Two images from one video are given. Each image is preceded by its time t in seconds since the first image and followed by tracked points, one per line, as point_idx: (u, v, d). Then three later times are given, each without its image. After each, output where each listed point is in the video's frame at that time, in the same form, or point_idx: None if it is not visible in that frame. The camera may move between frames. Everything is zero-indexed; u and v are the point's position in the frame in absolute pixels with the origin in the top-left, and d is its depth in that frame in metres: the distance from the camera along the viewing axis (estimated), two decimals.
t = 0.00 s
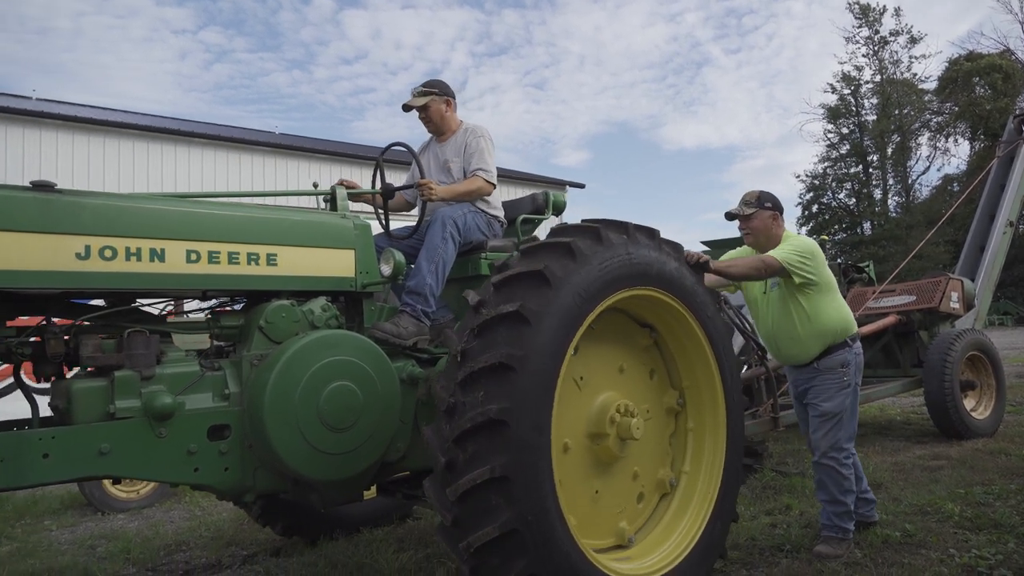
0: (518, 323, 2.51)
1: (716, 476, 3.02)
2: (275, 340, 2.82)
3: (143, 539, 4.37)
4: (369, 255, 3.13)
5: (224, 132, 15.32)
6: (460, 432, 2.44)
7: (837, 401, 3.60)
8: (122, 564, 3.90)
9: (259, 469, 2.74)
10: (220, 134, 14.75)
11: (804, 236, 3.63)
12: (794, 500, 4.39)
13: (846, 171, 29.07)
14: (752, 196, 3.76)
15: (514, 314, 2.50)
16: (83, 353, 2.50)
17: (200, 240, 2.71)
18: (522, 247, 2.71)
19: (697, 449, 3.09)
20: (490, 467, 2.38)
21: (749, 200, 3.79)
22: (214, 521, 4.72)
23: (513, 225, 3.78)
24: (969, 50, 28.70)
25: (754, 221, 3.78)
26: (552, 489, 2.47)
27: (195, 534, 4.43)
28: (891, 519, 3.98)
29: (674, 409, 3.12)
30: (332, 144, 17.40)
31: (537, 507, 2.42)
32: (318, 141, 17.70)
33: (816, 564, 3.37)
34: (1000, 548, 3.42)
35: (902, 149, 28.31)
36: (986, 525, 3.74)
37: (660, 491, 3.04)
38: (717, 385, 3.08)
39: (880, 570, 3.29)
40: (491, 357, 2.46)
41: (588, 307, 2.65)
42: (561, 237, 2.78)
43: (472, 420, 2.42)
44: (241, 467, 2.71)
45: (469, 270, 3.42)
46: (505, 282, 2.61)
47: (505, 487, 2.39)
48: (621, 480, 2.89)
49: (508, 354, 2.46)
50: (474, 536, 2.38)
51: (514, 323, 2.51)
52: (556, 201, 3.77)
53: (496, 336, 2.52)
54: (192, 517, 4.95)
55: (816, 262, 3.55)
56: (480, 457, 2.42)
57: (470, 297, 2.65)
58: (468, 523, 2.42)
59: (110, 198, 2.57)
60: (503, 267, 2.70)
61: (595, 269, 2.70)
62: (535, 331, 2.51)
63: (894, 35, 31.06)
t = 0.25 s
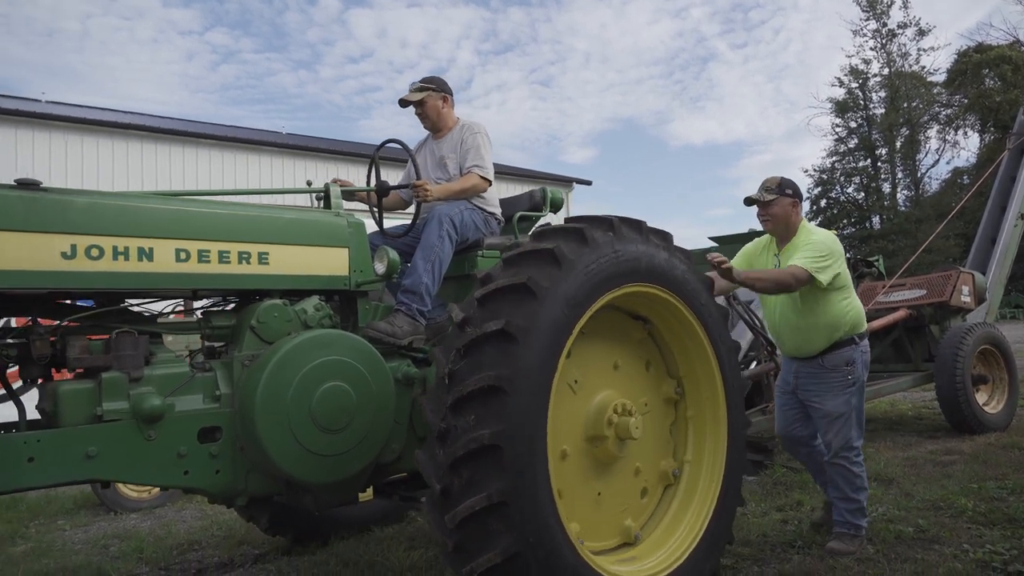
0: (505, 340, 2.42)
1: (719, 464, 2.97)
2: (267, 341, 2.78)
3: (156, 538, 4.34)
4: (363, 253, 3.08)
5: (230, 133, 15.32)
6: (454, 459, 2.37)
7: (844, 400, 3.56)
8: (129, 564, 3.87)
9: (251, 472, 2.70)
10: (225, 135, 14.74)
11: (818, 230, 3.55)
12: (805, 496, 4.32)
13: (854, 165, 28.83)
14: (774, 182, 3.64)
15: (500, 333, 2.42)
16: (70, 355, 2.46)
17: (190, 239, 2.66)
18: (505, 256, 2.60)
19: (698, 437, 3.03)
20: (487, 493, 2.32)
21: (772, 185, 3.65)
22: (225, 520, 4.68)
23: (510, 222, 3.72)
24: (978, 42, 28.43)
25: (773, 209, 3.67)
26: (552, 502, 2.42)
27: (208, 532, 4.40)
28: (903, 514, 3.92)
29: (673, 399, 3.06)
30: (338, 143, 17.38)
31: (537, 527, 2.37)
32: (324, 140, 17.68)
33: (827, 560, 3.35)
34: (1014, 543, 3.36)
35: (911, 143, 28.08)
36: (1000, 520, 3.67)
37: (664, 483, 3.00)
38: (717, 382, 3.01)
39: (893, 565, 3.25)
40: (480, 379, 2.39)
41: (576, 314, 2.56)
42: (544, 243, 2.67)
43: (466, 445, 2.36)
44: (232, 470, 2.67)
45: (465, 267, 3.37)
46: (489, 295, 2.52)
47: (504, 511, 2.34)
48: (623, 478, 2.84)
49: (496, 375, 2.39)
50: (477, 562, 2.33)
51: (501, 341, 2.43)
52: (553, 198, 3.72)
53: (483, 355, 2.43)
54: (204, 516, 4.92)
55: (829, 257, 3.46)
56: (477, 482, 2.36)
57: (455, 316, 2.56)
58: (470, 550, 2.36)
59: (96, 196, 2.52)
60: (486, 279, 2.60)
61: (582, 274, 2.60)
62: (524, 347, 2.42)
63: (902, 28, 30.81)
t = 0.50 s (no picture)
0: (484, 379, 2.28)
1: (721, 451, 2.92)
2: (251, 345, 2.69)
3: (174, 539, 4.27)
4: (352, 255, 2.99)
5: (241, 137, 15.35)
6: (444, 508, 2.24)
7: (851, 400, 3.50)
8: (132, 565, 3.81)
9: (234, 481, 2.61)
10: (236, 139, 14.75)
11: (828, 232, 3.47)
12: (822, 498, 4.28)
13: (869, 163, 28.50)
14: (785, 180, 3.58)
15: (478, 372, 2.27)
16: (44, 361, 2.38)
17: (170, 241, 2.58)
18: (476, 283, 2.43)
19: (698, 425, 2.96)
20: (482, 541, 2.21)
21: (781, 182, 3.59)
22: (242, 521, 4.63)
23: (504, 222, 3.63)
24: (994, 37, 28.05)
25: (780, 205, 3.59)
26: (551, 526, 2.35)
27: (225, 534, 4.34)
28: (923, 516, 3.82)
29: (667, 388, 2.97)
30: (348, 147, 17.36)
31: (537, 564, 2.26)
32: (334, 143, 17.66)
33: (846, 562, 3.30)
34: None
35: (927, 140, 27.74)
36: None
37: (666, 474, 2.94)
38: (716, 381, 2.93)
39: (913, 568, 3.18)
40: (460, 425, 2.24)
41: (558, 337, 2.41)
42: (516, 260, 2.50)
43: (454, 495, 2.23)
44: (214, 479, 2.58)
45: (456, 269, 3.29)
46: (462, 329, 2.36)
47: (501, 555, 2.23)
48: (622, 478, 2.78)
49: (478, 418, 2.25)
50: None
51: (479, 379, 2.28)
52: (548, 197, 3.62)
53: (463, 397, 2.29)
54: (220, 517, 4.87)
55: (836, 266, 3.38)
56: (471, 530, 2.25)
57: (430, 351, 2.41)
58: None
59: (73, 197, 2.44)
60: (459, 308, 2.43)
61: (559, 290, 2.43)
62: (505, 384, 2.27)
63: (916, 25, 30.47)
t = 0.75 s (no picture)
0: (469, 422, 2.16)
1: (726, 432, 2.84)
2: (238, 349, 2.61)
3: (199, 539, 4.23)
4: (343, 256, 2.90)
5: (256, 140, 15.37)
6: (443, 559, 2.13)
7: (853, 400, 3.49)
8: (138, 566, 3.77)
9: (220, 490, 2.53)
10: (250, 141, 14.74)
11: (833, 227, 3.52)
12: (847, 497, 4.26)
13: (890, 158, 28.04)
14: (787, 177, 3.67)
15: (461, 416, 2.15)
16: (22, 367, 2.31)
17: (153, 242, 2.50)
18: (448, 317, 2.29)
19: (699, 408, 2.88)
20: None
21: (781, 179, 3.68)
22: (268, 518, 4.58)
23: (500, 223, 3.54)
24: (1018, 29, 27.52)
25: (782, 202, 3.68)
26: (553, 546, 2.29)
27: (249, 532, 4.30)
28: (951, 517, 3.78)
29: (664, 375, 2.87)
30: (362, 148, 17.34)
31: None
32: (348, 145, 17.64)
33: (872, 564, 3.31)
34: None
35: (950, 134, 27.28)
36: None
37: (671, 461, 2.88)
38: (716, 369, 2.83)
39: (941, 570, 3.18)
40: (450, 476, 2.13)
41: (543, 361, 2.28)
42: (490, 283, 2.37)
43: (450, 546, 2.12)
44: (200, 488, 2.50)
45: (453, 269, 3.21)
46: (440, 368, 2.22)
47: None
48: (626, 476, 2.71)
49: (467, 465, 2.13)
50: None
51: (464, 423, 2.16)
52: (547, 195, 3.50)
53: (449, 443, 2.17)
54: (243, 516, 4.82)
55: (858, 254, 3.41)
56: None
57: (408, 395, 2.27)
58: None
59: (50, 198, 2.37)
60: (434, 344, 2.29)
61: (537, 312, 2.29)
62: (491, 419, 2.15)
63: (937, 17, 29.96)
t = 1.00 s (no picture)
0: (461, 460, 2.05)
1: (728, 411, 2.77)
2: (228, 352, 2.54)
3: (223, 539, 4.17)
4: (336, 256, 2.83)
5: (268, 143, 15.38)
6: None
7: (864, 394, 3.42)
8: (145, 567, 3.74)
9: (211, 496, 2.47)
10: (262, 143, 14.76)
11: (842, 223, 3.50)
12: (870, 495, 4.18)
13: (908, 151, 27.65)
14: (793, 174, 3.59)
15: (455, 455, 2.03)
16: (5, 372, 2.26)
17: (140, 242, 2.45)
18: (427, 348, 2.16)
19: (699, 390, 2.79)
20: None
21: (786, 175, 3.61)
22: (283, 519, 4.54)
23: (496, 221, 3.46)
24: None
25: (790, 199, 3.61)
26: (558, 559, 2.22)
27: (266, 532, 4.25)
28: (977, 513, 3.70)
29: (660, 363, 2.77)
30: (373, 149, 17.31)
31: None
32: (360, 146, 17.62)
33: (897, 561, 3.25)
34: None
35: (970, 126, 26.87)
36: None
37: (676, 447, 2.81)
38: (711, 349, 2.74)
39: (968, 566, 3.12)
40: (449, 515, 2.02)
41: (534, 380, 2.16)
42: (468, 306, 2.23)
43: None
44: (189, 494, 2.44)
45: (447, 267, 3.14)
46: (426, 406, 2.10)
47: None
48: (632, 473, 2.63)
49: (464, 503, 2.03)
50: None
51: (457, 461, 2.05)
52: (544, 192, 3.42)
53: (443, 481, 2.06)
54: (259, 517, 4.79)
55: (855, 249, 3.38)
56: None
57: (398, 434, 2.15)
58: None
59: (33, 197, 2.31)
60: (419, 375, 2.16)
61: (522, 330, 2.16)
62: (485, 440, 2.05)
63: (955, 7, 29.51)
